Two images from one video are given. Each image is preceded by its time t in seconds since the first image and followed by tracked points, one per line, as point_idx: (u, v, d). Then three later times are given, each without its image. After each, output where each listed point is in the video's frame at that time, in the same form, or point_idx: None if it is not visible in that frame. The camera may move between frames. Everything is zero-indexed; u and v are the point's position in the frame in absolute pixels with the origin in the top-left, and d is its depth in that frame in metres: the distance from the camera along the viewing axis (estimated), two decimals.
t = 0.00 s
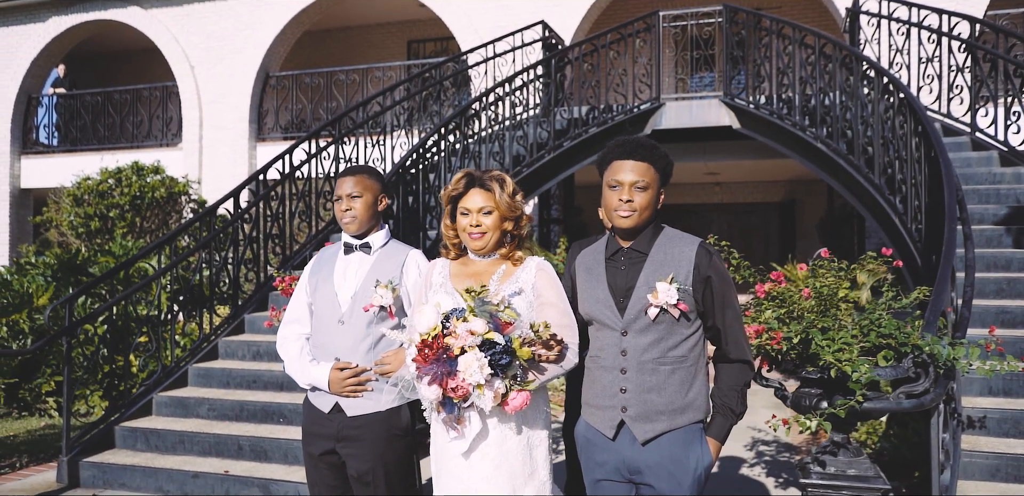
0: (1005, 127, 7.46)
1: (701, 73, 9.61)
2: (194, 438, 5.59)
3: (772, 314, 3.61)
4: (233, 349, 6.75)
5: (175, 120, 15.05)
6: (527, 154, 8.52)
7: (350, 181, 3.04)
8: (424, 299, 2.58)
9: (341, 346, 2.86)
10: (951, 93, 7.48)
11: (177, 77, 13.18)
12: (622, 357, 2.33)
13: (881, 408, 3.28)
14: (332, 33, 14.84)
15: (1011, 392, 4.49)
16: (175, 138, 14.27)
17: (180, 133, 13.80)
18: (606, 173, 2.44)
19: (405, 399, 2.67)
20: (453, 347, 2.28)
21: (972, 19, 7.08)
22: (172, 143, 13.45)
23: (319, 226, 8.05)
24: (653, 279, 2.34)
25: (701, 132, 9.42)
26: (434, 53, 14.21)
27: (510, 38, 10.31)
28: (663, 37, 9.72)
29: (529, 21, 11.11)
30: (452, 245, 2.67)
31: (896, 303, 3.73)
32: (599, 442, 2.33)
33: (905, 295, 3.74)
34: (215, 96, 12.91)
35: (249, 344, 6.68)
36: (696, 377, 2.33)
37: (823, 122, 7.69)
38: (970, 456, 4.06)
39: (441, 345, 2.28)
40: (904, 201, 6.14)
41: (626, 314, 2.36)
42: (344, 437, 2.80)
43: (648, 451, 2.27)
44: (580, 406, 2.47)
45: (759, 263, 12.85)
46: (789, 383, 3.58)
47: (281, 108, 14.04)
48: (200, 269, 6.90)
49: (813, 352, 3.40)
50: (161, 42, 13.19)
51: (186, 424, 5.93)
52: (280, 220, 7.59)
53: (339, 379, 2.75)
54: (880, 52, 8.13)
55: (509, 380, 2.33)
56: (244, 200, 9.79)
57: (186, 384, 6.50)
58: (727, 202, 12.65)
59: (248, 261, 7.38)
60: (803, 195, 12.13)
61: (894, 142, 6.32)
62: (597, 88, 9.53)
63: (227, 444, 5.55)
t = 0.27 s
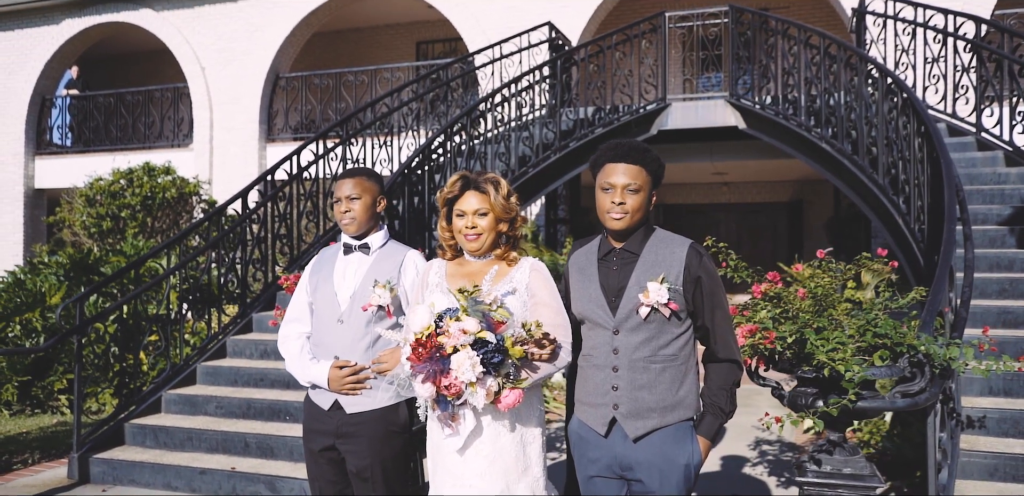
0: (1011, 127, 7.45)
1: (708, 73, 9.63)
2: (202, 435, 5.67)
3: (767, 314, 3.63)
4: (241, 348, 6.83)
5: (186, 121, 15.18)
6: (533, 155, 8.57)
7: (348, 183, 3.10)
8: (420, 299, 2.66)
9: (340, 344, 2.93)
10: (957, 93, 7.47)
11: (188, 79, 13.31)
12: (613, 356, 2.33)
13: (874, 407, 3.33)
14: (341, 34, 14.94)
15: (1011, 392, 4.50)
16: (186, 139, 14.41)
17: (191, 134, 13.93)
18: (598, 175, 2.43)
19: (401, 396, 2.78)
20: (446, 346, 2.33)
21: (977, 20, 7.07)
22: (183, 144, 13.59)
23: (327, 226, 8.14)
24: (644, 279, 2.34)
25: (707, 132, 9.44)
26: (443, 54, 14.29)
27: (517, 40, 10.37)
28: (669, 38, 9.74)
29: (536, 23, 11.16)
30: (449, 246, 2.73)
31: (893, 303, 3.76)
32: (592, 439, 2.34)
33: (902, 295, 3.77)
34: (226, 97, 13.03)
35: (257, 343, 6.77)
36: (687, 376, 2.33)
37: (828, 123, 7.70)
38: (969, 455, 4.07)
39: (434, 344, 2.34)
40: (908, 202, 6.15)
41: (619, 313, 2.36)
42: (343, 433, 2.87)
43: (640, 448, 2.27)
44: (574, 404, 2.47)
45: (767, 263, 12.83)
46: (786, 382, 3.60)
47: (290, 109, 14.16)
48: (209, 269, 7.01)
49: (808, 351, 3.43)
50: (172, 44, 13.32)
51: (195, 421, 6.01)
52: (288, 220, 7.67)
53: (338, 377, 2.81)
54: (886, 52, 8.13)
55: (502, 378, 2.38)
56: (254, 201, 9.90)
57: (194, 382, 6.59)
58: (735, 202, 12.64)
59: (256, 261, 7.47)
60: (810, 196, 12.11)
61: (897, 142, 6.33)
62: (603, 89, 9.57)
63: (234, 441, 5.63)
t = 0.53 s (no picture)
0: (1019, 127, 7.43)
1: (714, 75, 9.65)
2: (210, 433, 5.76)
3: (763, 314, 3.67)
4: (250, 347, 6.92)
5: (198, 123, 15.33)
6: (539, 156, 8.62)
7: (350, 186, 3.17)
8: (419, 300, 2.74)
9: (341, 344, 3.00)
10: (963, 93, 7.45)
11: (199, 81, 13.44)
12: (607, 355, 2.35)
13: (869, 407, 3.37)
14: (351, 36, 15.06)
15: (1013, 393, 4.51)
16: (198, 141, 14.54)
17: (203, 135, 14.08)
18: (591, 179, 2.46)
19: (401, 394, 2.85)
20: (442, 346, 2.38)
21: (983, 20, 7.06)
22: (195, 145, 13.73)
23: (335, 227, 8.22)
24: (637, 280, 2.36)
25: (713, 133, 9.46)
26: (452, 55, 14.37)
27: (524, 41, 10.42)
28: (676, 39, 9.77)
29: (543, 24, 11.22)
30: (447, 248, 2.79)
31: (891, 304, 3.78)
32: (585, 437, 2.36)
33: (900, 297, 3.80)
34: (237, 99, 13.16)
35: (265, 342, 6.85)
36: (680, 375, 2.34)
37: (834, 124, 7.71)
38: (968, 456, 4.08)
39: (430, 344, 2.40)
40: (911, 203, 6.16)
41: (612, 314, 2.39)
42: (344, 431, 2.93)
43: (633, 445, 2.28)
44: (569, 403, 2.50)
45: (776, 263, 12.81)
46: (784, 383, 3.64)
47: (301, 111, 14.28)
48: (219, 269, 7.11)
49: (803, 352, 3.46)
50: (184, 47, 13.46)
51: (204, 419, 6.10)
52: (297, 220, 7.74)
53: (339, 377, 2.88)
54: (892, 53, 8.12)
55: (497, 377, 2.43)
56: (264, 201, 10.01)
57: (204, 381, 6.69)
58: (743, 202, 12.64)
59: (265, 262, 7.56)
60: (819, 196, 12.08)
61: (901, 144, 6.34)
62: (610, 91, 9.63)
63: (242, 439, 5.72)
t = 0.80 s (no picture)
0: None
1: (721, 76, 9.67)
2: (219, 431, 5.84)
3: (761, 314, 3.71)
4: (259, 346, 7.00)
5: (209, 123, 15.46)
6: (547, 157, 8.67)
7: (352, 189, 3.24)
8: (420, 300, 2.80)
9: (344, 343, 3.07)
10: (970, 94, 7.45)
11: (211, 82, 13.57)
12: (602, 354, 2.40)
13: (868, 407, 3.40)
14: (361, 37, 15.16)
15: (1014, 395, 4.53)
16: (209, 141, 14.68)
17: (214, 135, 14.22)
18: (587, 181, 2.51)
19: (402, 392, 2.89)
20: (440, 345, 2.44)
21: (990, 22, 7.06)
22: (206, 146, 13.87)
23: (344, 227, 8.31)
24: (632, 281, 2.41)
25: (720, 134, 9.48)
26: (461, 56, 14.45)
27: (532, 43, 10.48)
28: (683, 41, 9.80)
29: (551, 26, 11.27)
30: (447, 249, 2.85)
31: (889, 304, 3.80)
32: (581, 434, 2.41)
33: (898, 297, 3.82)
34: (248, 100, 13.28)
35: (274, 341, 6.93)
36: (674, 374, 2.38)
37: (840, 125, 7.72)
38: (967, 456, 4.10)
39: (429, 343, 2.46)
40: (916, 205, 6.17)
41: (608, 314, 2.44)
42: (347, 427, 3.00)
43: (627, 442, 2.33)
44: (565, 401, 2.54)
45: (784, 264, 12.81)
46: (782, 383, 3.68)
47: (311, 111, 14.39)
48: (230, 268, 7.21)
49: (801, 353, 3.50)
50: (196, 48, 13.60)
51: (213, 417, 6.20)
52: (305, 221, 7.82)
53: (341, 375, 2.95)
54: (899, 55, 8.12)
55: (494, 376, 2.49)
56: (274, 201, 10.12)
57: (213, 379, 6.78)
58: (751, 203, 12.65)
59: (274, 261, 7.65)
60: (828, 197, 12.07)
61: (906, 146, 6.36)
62: (617, 92, 9.68)
63: (251, 436, 5.80)
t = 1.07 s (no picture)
0: None
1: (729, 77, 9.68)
2: (229, 428, 5.93)
3: (761, 313, 3.74)
4: (268, 344, 7.08)
5: (220, 124, 15.58)
6: (554, 158, 8.71)
7: (356, 189, 3.30)
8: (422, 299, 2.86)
9: (349, 340, 3.14)
10: (977, 94, 7.44)
11: (222, 83, 13.69)
12: (599, 352, 2.45)
13: (868, 406, 3.42)
14: (371, 38, 15.25)
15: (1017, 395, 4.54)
16: (220, 142, 14.80)
17: (225, 136, 14.34)
18: (585, 182, 2.56)
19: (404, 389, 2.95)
20: (441, 343, 2.50)
21: (997, 22, 7.05)
22: (217, 146, 13.99)
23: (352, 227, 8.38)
24: (628, 280, 2.45)
25: (728, 134, 9.49)
26: (470, 57, 14.51)
27: (540, 44, 10.53)
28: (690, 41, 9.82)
29: (559, 27, 11.31)
30: (450, 248, 2.90)
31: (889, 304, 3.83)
32: (578, 430, 2.46)
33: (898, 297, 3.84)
34: (258, 101, 13.39)
35: (283, 339, 7.01)
36: (669, 371, 2.43)
37: (847, 125, 7.73)
38: (969, 455, 4.12)
39: (430, 341, 2.51)
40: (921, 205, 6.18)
41: (605, 312, 2.48)
42: (351, 423, 3.06)
43: (624, 438, 2.38)
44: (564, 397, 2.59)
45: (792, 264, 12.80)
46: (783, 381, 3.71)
47: (321, 112, 14.49)
48: (240, 268, 7.30)
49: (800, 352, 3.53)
50: (207, 50, 13.72)
51: (223, 414, 6.28)
52: (314, 221, 7.89)
53: (345, 371, 3.01)
54: (907, 55, 8.11)
55: (494, 373, 2.54)
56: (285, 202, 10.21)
57: (223, 377, 6.87)
58: (759, 203, 12.64)
59: (283, 261, 7.74)
60: (836, 197, 12.05)
61: (912, 146, 6.36)
62: (624, 92, 9.72)
63: (260, 433, 5.87)
